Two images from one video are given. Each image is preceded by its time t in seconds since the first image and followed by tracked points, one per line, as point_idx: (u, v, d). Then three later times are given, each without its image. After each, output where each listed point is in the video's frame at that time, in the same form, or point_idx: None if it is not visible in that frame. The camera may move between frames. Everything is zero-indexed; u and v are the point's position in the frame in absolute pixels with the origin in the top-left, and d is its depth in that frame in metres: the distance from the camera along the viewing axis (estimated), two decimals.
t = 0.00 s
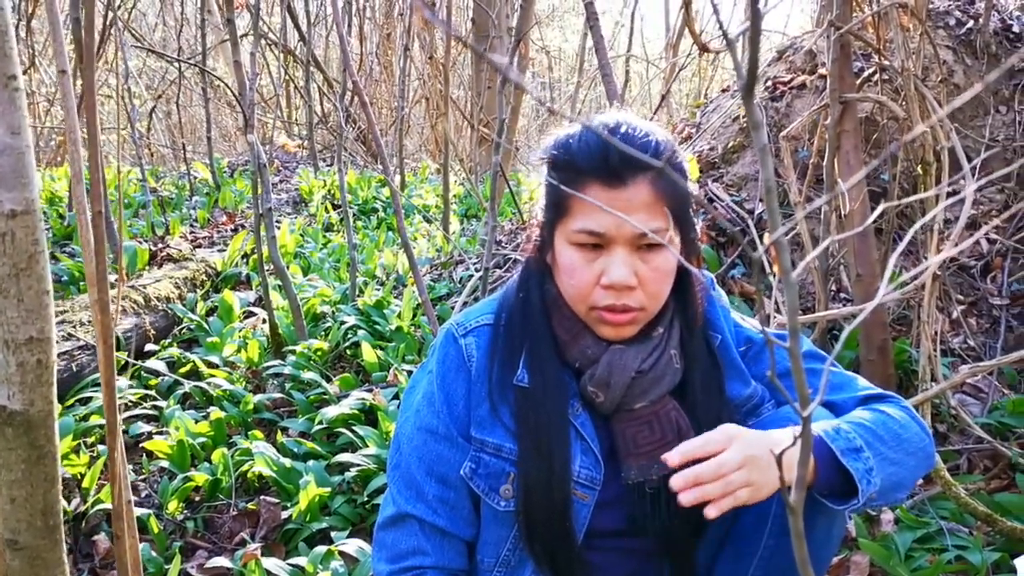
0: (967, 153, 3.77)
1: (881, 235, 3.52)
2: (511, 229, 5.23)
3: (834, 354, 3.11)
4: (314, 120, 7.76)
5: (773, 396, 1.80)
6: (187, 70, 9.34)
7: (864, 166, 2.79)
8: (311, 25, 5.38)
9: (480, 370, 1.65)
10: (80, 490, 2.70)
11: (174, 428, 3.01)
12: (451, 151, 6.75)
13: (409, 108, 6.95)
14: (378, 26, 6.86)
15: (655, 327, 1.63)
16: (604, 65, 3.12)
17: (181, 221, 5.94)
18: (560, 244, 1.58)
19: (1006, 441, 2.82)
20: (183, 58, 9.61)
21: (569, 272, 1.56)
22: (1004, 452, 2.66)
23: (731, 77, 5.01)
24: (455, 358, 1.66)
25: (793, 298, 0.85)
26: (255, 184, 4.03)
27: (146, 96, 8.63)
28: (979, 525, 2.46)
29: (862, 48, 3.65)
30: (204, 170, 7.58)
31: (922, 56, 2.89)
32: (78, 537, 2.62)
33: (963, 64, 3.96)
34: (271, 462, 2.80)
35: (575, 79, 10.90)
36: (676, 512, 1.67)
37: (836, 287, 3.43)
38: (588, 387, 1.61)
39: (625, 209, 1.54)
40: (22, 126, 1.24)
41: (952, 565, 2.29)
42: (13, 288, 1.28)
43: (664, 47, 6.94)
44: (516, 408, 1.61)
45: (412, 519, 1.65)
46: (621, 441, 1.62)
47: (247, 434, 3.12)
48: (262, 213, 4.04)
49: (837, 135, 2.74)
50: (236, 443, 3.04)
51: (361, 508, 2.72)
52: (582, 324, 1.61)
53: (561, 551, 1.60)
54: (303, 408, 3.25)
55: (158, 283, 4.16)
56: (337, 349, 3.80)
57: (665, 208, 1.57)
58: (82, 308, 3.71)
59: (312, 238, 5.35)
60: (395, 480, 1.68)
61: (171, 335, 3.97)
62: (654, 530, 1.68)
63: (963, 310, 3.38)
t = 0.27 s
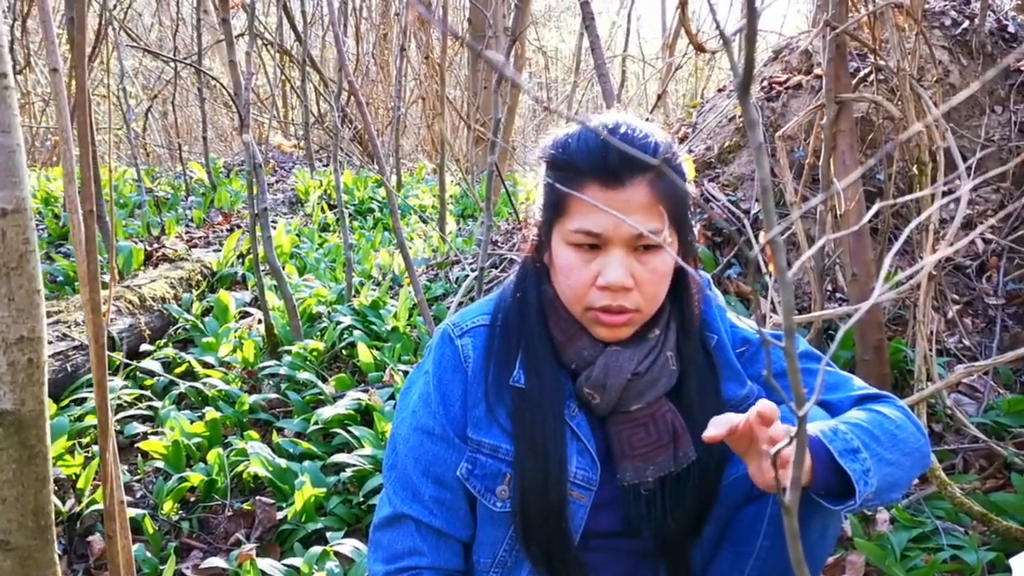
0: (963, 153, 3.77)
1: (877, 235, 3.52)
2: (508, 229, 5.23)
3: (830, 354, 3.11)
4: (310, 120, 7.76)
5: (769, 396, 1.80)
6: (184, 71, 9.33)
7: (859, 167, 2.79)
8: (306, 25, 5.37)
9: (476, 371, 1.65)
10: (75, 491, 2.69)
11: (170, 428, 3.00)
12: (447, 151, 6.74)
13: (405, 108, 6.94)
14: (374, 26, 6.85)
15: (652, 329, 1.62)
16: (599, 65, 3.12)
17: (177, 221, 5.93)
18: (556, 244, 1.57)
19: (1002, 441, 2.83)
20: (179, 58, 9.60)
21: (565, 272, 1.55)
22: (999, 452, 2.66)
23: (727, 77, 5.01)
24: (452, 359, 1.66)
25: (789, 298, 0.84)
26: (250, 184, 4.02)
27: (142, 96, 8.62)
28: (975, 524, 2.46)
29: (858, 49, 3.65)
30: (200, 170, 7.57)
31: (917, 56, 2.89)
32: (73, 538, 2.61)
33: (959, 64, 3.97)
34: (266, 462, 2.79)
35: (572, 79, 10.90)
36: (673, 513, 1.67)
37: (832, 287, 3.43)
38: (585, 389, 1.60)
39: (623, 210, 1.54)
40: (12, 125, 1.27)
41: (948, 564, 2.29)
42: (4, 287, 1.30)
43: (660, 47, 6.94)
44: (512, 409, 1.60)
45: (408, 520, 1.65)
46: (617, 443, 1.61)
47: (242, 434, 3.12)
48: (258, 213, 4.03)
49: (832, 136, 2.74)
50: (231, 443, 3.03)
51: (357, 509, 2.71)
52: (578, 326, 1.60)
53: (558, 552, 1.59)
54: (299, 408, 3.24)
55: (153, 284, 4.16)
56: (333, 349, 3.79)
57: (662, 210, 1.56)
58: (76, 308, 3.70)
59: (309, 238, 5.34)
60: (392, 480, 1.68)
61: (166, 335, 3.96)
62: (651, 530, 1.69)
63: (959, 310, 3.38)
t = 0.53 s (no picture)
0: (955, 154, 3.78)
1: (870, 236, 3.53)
2: (503, 231, 5.24)
3: (824, 355, 3.12)
4: (305, 122, 7.75)
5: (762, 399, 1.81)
6: (178, 74, 9.32)
7: (853, 168, 2.80)
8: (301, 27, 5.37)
9: (471, 374, 1.65)
10: (71, 496, 2.69)
11: (165, 433, 3.00)
12: (442, 153, 6.75)
13: (400, 111, 6.95)
14: (368, 28, 6.85)
15: (647, 332, 1.63)
16: (593, 68, 3.13)
17: (171, 224, 5.92)
18: (565, 248, 1.56)
19: (996, 441, 2.84)
20: (173, 61, 9.59)
21: (577, 275, 1.54)
22: (993, 452, 2.67)
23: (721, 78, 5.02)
24: (446, 361, 1.67)
25: (782, 302, 0.85)
26: (245, 187, 4.02)
27: (136, 99, 8.61)
28: (969, 524, 2.47)
29: (851, 50, 3.66)
30: (194, 173, 7.56)
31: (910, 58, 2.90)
32: (69, 543, 2.61)
33: (951, 65, 3.98)
34: (262, 466, 2.79)
35: (567, 81, 10.91)
36: (668, 516, 1.67)
37: (826, 288, 3.44)
38: (582, 392, 1.60)
39: (631, 211, 1.54)
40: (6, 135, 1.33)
41: (942, 565, 2.30)
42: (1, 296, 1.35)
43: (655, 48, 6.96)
44: (507, 411, 1.61)
45: (403, 522, 1.65)
46: (612, 446, 1.62)
47: (238, 438, 3.12)
48: (252, 216, 4.03)
49: (826, 137, 2.75)
50: (227, 447, 3.03)
51: (353, 512, 2.72)
52: (578, 330, 1.61)
53: (552, 556, 1.60)
54: (295, 412, 3.24)
55: (148, 288, 4.15)
56: (329, 352, 3.79)
57: (667, 209, 1.57)
58: (71, 313, 3.70)
59: (304, 241, 5.34)
60: (387, 483, 1.68)
61: (161, 339, 3.96)
62: (646, 534, 1.68)
63: (953, 311, 3.39)
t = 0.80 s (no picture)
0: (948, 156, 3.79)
1: (864, 238, 3.55)
2: (498, 235, 5.24)
3: (818, 357, 3.13)
4: (300, 127, 7.75)
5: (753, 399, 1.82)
6: (172, 78, 9.31)
7: (846, 171, 2.81)
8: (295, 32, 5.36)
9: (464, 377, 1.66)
10: (66, 501, 2.69)
11: (161, 438, 3.00)
12: (437, 157, 6.75)
13: (395, 115, 6.95)
14: (363, 32, 6.86)
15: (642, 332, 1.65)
16: (587, 71, 3.13)
17: (166, 229, 5.92)
18: (574, 251, 1.55)
19: (990, 442, 2.85)
20: (168, 65, 9.58)
21: (592, 275, 1.53)
22: (987, 453, 2.68)
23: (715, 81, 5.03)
24: (439, 364, 1.67)
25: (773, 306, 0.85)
26: (240, 192, 4.02)
27: (131, 104, 8.60)
28: (963, 525, 2.48)
29: (844, 53, 3.68)
30: (189, 177, 7.55)
31: (902, 61, 2.91)
32: (64, 549, 2.61)
33: (944, 67, 3.99)
34: (257, 471, 2.80)
35: (562, 84, 10.92)
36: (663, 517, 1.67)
37: (820, 290, 3.45)
38: (579, 392, 1.61)
39: (633, 206, 1.54)
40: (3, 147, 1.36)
41: (936, 566, 2.31)
42: None
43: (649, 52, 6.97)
44: (500, 413, 1.61)
45: (398, 525, 1.65)
46: (609, 445, 1.62)
47: (234, 443, 3.12)
48: (247, 221, 4.03)
49: (819, 140, 2.76)
50: (223, 452, 3.03)
51: (349, 516, 2.72)
52: (576, 330, 1.63)
53: (546, 559, 1.60)
54: (290, 416, 3.24)
55: (144, 292, 4.15)
56: (324, 356, 3.79)
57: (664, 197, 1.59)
58: (66, 318, 3.69)
59: (299, 246, 5.34)
60: (382, 486, 1.68)
61: (156, 344, 3.96)
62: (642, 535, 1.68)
63: (946, 312, 3.40)
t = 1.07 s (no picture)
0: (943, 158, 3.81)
1: (859, 239, 3.56)
2: (493, 237, 5.25)
3: (813, 358, 3.14)
4: (295, 128, 7.75)
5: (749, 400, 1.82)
6: (167, 80, 9.30)
7: (841, 172, 2.82)
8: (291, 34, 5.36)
9: (460, 376, 1.66)
10: (62, 502, 2.68)
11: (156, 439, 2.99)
12: (432, 159, 6.76)
13: (390, 116, 6.95)
14: (359, 34, 6.86)
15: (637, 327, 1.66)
16: (583, 73, 3.14)
17: (161, 230, 5.91)
18: (559, 242, 1.57)
19: (984, 443, 2.86)
20: (163, 67, 9.57)
21: (577, 265, 1.55)
22: (982, 454, 2.69)
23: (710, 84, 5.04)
24: (435, 364, 1.68)
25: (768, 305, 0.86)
26: (236, 194, 4.01)
27: (126, 106, 8.59)
28: (958, 526, 2.48)
29: (838, 56, 3.69)
30: (184, 179, 7.55)
31: (896, 63, 2.92)
32: (60, 551, 2.60)
33: (938, 70, 4.01)
34: (253, 472, 2.79)
35: (558, 86, 10.94)
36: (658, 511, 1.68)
37: (815, 291, 3.46)
38: (575, 387, 1.61)
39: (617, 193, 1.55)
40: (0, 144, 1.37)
41: (931, 566, 2.31)
42: None
43: (645, 54, 6.98)
44: (496, 412, 1.62)
45: (396, 525, 1.65)
46: (605, 440, 1.63)
47: (229, 444, 3.11)
48: (243, 222, 4.03)
49: (814, 142, 2.76)
50: (218, 453, 3.03)
51: (345, 518, 2.71)
52: (569, 324, 1.64)
53: (543, 559, 1.59)
54: (286, 417, 3.24)
55: (139, 294, 4.15)
56: (320, 358, 3.79)
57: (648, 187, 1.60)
58: (61, 320, 3.69)
59: (294, 247, 5.34)
60: (379, 487, 1.68)
61: (152, 346, 3.95)
62: (638, 529, 1.69)
63: (941, 313, 3.41)
